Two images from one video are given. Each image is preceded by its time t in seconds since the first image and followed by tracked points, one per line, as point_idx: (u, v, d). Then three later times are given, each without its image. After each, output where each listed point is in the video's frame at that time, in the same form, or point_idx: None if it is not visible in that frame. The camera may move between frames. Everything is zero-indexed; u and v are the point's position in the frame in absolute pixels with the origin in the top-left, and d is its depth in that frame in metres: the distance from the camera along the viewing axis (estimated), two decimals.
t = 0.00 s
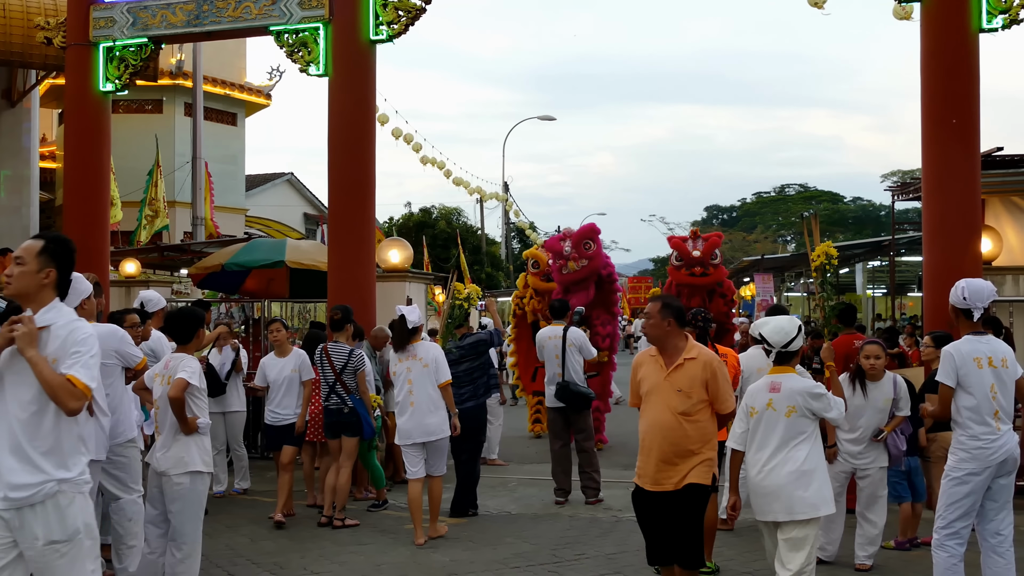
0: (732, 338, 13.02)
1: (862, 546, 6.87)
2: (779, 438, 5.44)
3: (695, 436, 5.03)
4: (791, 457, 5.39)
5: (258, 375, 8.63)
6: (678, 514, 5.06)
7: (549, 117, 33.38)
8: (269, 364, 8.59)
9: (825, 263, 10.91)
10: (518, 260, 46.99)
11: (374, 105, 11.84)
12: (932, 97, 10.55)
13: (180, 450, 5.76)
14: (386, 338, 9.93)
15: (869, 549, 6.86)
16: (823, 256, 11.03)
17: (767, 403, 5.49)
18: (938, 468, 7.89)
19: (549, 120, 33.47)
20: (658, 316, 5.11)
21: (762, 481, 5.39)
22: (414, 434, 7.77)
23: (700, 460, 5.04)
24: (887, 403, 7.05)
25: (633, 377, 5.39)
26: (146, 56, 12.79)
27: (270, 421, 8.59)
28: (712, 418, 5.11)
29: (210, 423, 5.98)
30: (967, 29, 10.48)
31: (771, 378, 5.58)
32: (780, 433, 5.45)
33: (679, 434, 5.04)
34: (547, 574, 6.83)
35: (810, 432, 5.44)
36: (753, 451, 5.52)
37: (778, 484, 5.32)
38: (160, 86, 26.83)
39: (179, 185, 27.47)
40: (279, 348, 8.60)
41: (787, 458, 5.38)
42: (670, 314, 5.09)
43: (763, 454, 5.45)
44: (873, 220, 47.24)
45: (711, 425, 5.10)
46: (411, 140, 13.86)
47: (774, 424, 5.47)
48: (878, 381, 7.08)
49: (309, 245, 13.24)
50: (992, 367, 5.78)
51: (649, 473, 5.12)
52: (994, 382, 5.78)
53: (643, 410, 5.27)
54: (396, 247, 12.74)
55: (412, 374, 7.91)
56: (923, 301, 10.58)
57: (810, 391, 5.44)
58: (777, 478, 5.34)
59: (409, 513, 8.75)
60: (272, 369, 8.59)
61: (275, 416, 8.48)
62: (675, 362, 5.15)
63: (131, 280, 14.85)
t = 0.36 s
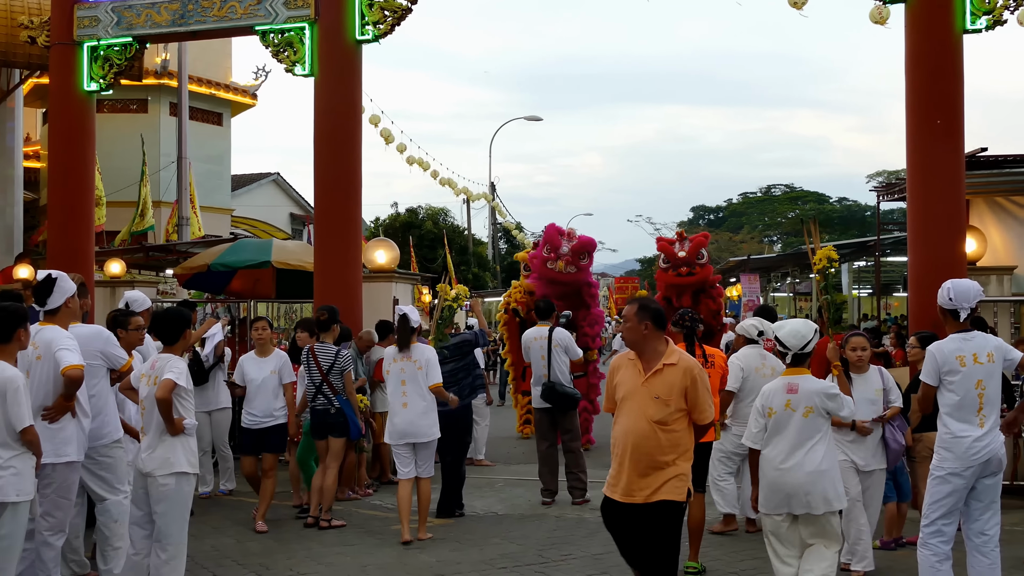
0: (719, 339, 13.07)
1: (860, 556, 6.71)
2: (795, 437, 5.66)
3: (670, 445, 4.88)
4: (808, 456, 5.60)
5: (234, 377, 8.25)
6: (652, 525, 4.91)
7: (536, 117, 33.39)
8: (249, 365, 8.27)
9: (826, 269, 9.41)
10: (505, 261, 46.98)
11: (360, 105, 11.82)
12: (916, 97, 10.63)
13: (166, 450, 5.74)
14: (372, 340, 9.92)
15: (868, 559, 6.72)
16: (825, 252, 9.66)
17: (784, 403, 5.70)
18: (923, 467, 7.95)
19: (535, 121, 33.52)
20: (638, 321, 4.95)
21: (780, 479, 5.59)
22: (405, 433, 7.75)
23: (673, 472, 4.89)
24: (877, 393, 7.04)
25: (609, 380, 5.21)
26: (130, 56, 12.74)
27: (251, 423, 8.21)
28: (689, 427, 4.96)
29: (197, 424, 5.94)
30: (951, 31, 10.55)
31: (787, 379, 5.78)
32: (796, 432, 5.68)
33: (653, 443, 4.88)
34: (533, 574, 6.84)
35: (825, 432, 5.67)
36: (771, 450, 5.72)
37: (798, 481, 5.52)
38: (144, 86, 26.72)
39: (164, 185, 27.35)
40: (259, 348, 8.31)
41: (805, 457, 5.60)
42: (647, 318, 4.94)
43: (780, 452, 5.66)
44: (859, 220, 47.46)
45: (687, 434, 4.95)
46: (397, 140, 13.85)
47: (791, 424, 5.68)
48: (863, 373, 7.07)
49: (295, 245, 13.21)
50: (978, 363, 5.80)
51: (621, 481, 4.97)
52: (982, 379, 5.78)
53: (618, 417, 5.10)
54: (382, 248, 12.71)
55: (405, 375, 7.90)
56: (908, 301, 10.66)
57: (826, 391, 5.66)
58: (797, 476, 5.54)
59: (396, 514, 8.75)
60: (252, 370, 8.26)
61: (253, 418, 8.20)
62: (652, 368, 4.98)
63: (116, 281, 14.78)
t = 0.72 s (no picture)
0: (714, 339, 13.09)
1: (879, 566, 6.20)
2: (820, 436, 5.65)
3: (665, 449, 4.49)
4: (835, 453, 5.59)
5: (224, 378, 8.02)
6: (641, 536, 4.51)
7: (530, 117, 33.38)
8: (241, 366, 8.07)
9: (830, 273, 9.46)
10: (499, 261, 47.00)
11: (353, 104, 11.81)
12: (910, 96, 10.66)
13: (160, 450, 5.73)
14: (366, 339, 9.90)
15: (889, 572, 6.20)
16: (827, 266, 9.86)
17: (808, 405, 5.70)
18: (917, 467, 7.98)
19: (530, 120, 33.52)
20: (632, 315, 4.57)
21: (809, 477, 5.55)
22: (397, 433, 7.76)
23: (668, 479, 4.50)
24: (891, 393, 6.70)
25: (594, 380, 4.79)
26: (124, 55, 12.71)
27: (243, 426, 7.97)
28: (682, 430, 4.59)
29: (191, 424, 5.93)
30: (945, 30, 10.57)
31: (808, 381, 5.78)
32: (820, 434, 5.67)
33: (647, 448, 4.48)
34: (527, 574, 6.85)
35: (849, 431, 5.68)
36: (794, 450, 5.67)
37: (828, 479, 5.51)
38: (138, 85, 26.66)
39: (158, 184, 27.31)
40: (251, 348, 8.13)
41: (833, 454, 5.59)
42: (643, 313, 4.56)
43: (807, 449, 5.62)
44: (852, 220, 47.57)
45: (682, 439, 4.58)
46: (391, 139, 13.85)
47: (814, 424, 5.67)
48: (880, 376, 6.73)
49: (289, 245, 13.19)
50: (972, 364, 5.82)
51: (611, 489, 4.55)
52: (975, 380, 5.80)
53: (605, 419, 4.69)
54: (376, 247, 12.70)
55: (398, 374, 7.85)
56: (902, 299, 10.68)
57: (848, 393, 5.73)
58: (828, 473, 5.53)
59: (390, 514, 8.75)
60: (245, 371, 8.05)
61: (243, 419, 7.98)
62: (645, 368, 4.58)
63: (110, 280, 14.75)
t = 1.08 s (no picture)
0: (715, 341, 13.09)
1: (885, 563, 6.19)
2: (835, 429, 5.93)
3: (651, 459, 4.21)
4: (850, 445, 5.89)
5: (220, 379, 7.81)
6: (628, 555, 4.20)
7: (530, 117, 33.36)
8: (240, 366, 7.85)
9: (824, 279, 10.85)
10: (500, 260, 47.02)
11: (354, 104, 11.81)
12: (910, 96, 10.66)
13: (160, 450, 5.73)
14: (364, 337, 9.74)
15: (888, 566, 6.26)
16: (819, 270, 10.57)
17: (825, 399, 5.96)
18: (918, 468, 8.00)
19: (530, 120, 33.52)
20: (615, 316, 4.29)
21: (826, 468, 5.83)
22: (371, 432, 7.72)
23: (655, 492, 4.22)
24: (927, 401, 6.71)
25: (568, 388, 4.46)
26: (124, 55, 12.71)
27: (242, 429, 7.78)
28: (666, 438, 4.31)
29: (192, 424, 5.93)
30: (945, 30, 10.57)
31: (824, 376, 6.05)
32: (836, 426, 5.96)
33: (634, 459, 4.18)
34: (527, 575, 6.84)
35: (860, 425, 5.98)
36: (809, 442, 5.96)
37: (843, 469, 5.80)
38: (138, 85, 26.66)
39: (158, 184, 27.30)
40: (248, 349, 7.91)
41: (848, 446, 5.87)
42: (625, 315, 4.28)
43: (823, 442, 5.90)
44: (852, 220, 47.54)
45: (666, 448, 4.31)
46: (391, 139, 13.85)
47: (831, 416, 5.96)
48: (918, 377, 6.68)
49: (289, 245, 13.19)
50: (972, 367, 5.81)
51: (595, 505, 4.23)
52: (972, 382, 5.80)
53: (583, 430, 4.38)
54: (376, 247, 12.69)
55: (372, 374, 7.85)
56: (903, 299, 10.68)
57: (862, 387, 6.00)
58: (844, 464, 5.82)
59: (390, 515, 8.74)
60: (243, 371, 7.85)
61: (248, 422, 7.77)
62: (625, 373, 4.29)
63: (110, 280, 14.75)
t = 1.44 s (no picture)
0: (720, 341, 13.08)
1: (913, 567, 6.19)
2: (829, 428, 6.26)
3: (642, 466, 4.05)
4: (843, 445, 6.22)
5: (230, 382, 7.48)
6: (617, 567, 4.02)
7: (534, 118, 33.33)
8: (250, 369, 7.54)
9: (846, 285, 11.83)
10: (504, 261, 47.05)
11: (358, 104, 11.81)
12: (915, 96, 10.63)
13: (165, 450, 5.74)
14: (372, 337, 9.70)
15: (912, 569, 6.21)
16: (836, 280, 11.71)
17: (819, 397, 6.32)
18: (922, 468, 7.99)
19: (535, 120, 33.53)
20: (604, 314, 4.13)
21: (819, 463, 6.17)
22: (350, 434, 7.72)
23: (648, 501, 4.05)
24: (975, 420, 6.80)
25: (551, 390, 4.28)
26: (129, 55, 12.73)
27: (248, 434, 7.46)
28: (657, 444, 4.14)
29: (196, 424, 5.93)
30: (950, 30, 10.54)
31: (820, 376, 6.39)
32: (831, 424, 6.30)
33: (625, 465, 4.02)
34: None
35: (852, 424, 6.32)
36: (803, 438, 6.30)
37: (834, 465, 6.15)
38: (143, 85, 26.71)
39: (163, 184, 27.34)
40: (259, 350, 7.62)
41: (839, 443, 6.22)
42: (615, 313, 4.13)
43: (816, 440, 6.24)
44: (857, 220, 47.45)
45: (657, 454, 4.15)
46: (395, 140, 13.87)
47: (825, 415, 6.29)
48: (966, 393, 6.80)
49: (293, 245, 13.21)
50: (977, 369, 5.79)
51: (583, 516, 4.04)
52: (977, 384, 5.78)
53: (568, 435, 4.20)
54: (381, 247, 12.67)
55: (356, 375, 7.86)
56: (907, 300, 10.66)
57: (856, 388, 6.35)
58: (836, 460, 6.16)
59: (394, 515, 8.74)
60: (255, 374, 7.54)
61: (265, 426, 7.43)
62: (614, 374, 4.12)
63: (115, 280, 14.77)
